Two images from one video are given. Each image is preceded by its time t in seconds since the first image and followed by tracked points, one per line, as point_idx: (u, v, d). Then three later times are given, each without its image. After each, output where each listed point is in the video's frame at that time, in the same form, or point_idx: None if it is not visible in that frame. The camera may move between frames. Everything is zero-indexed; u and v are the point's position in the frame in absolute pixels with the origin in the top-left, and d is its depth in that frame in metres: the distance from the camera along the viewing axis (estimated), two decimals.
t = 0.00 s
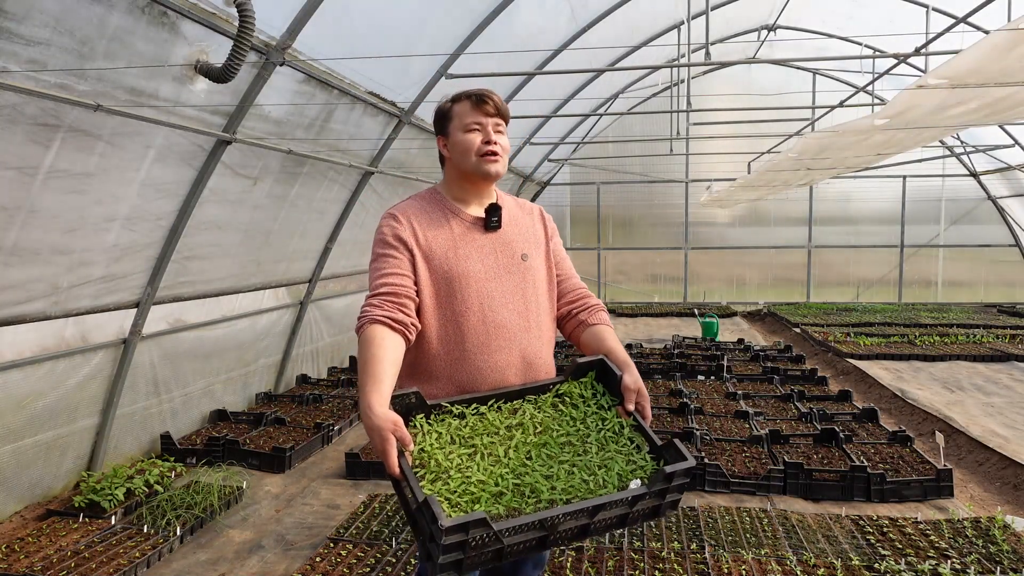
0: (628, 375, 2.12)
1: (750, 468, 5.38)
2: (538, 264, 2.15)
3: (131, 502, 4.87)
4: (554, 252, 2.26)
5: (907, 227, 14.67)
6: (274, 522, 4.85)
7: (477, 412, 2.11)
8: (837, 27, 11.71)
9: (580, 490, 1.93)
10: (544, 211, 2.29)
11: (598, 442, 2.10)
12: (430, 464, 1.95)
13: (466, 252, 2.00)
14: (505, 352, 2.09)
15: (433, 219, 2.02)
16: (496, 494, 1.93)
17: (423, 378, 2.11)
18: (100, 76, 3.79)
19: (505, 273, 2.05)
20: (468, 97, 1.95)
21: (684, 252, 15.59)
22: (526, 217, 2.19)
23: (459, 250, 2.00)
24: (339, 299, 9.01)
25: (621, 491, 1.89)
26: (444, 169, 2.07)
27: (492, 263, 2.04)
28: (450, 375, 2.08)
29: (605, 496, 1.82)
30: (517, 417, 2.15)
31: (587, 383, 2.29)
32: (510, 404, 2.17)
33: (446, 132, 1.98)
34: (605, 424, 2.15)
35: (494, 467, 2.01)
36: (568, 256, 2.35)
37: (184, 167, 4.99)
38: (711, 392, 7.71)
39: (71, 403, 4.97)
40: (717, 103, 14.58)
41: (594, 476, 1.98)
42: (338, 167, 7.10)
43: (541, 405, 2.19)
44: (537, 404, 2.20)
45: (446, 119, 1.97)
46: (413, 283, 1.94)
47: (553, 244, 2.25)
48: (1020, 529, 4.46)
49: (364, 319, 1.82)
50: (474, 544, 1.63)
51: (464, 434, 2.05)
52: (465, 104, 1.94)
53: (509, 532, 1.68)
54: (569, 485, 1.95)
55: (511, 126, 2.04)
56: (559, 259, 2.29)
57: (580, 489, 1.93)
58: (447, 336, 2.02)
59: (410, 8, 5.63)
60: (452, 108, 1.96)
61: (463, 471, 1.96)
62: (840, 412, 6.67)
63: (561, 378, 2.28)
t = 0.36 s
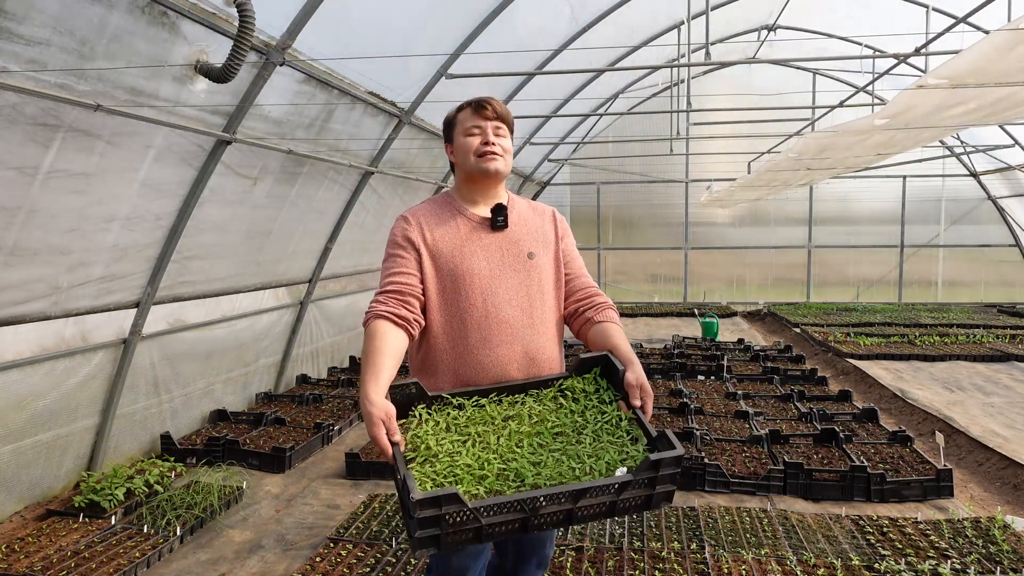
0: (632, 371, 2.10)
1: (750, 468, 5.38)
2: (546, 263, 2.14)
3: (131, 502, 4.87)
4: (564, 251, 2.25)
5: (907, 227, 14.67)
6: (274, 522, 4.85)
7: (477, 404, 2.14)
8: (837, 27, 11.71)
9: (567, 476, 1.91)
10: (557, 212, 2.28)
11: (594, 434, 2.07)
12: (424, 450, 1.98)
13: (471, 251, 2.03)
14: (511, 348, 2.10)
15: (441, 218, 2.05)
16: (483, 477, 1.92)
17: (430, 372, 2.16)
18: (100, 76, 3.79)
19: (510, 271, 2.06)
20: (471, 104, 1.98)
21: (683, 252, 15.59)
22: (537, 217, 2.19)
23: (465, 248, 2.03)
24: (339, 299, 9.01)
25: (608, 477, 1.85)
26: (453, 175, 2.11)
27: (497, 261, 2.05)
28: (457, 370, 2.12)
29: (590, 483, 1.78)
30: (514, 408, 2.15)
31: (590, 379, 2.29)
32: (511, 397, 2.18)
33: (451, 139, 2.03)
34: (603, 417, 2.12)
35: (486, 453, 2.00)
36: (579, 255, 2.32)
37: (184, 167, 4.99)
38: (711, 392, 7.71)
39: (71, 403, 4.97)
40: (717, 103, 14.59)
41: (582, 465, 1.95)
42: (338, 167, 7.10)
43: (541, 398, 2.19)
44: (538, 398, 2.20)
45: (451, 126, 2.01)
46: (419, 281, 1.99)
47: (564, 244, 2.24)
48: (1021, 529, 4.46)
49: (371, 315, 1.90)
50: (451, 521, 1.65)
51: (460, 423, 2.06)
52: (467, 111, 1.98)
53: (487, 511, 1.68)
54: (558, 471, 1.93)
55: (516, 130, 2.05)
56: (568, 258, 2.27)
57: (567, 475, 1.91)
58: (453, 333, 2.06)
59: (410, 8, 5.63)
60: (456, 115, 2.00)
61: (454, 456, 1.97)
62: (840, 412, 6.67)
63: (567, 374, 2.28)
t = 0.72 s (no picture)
0: (631, 373, 2.02)
1: (750, 468, 5.38)
2: (548, 266, 2.13)
3: (131, 503, 4.87)
4: (570, 255, 2.21)
5: (907, 227, 14.67)
6: (274, 522, 4.85)
7: (474, 403, 2.17)
8: (836, 27, 11.72)
9: (553, 480, 1.92)
10: (564, 215, 2.24)
11: (587, 438, 2.08)
12: (416, 446, 2.02)
13: (472, 253, 2.04)
14: (511, 350, 2.11)
15: (445, 222, 2.07)
16: (469, 478, 1.96)
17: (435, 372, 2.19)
18: (100, 76, 3.79)
19: (510, 274, 2.06)
20: (475, 112, 1.96)
21: (683, 252, 15.59)
22: (542, 220, 2.16)
23: (466, 250, 2.04)
24: (339, 299, 9.01)
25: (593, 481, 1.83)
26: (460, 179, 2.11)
27: (497, 264, 2.05)
28: (459, 370, 2.15)
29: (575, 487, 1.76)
30: (509, 408, 2.17)
31: (590, 382, 2.28)
32: (510, 398, 2.19)
33: (456, 145, 2.03)
34: (598, 421, 2.12)
35: (476, 454, 2.04)
36: (585, 257, 2.28)
37: (184, 167, 4.99)
38: (711, 392, 7.71)
39: (70, 403, 4.97)
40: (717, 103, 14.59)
41: (570, 469, 1.95)
42: (338, 167, 7.10)
43: (538, 400, 2.20)
44: (538, 399, 2.21)
45: (457, 132, 2.00)
46: (421, 282, 2.02)
47: (570, 248, 2.21)
48: (1020, 529, 4.46)
49: (373, 314, 1.95)
50: (433, 520, 1.66)
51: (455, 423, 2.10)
52: (471, 119, 1.96)
53: (469, 511, 1.68)
54: (544, 475, 1.94)
55: (523, 138, 2.02)
56: (573, 262, 2.22)
57: (553, 478, 1.92)
58: (454, 333, 2.08)
59: (410, 8, 5.63)
60: (460, 122, 1.99)
61: (444, 455, 2.01)
62: (840, 412, 6.67)
63: (567, 376, 2.27)
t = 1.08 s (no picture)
0: (630, 374, 2.07)
1: (749, 468, 5.38)
2: (545, 263, 2.14)
3: (131, 503, 4.87)
4: (564, 254, 2.24)
5: (907, 227, 14.67)
6: (274, 522, 4.85)
7: (474, 403, 2.15)
8: (836, 27, 11.71)
9: (561, 478, 1.90)
10: (558, 215, 2.27)
11: (591, 437, 2.07)
12: (417, 447, 1.98)
13: (469, 249, 2.04)
14: (509, 347, 2.11)
15: (440, 219, 2.08)
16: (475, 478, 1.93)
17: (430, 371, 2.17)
18: (100, 76, 3.79)
19: (507, 270, 2.06)
20: (469, 106, 1.99)
21: (683, 252, 15.59)
22: (537, 219, 2.19)
23: (462, 246, 2.04)
24: (339, 299, 9.01)
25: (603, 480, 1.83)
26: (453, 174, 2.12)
27: (494, 261, 2.06)
28: (455, 369, 2.13)
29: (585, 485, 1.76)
30: (510, 409, 2.15)
31: (589, 382, 2.29)
32: (509, 397, 2.19)
33: (450, 139, 2.04)
34: (600, 420, 2.12)
35: (479, 454, 2.02)
36: (579, 257, 2.31)
37: (184, 167, 4.99)
38: (711, 392, 7.71)
39: (70, 403, 4.97)
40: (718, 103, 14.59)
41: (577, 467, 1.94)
42: (339, 167, 7.10)
43: (539, 400, 2.20)
44: (537, 399, 2.21)
45: (450, 126, 2.02)
46: (417, 279, 2.01)
47: (565, 248, 2.24)
48: (1020, 529, 4.46)
49: (369, 311, 1.93)
50: (443, 520, 1.64)
51: (457, 423, 2.08)
52: (465, 112, 1.98)
53: (480, 512, 1.67)
54: (552, 473, 1.92)
55: (515, 131, 2.05)
56: (568, 261, 2.27)
57: (561, 476, 1.90)
58: (450, 331, 2.07)
59: (410, 8, 5.63)
60: (455, 116, 2.01)
61: (448, 456, 1.98)
62: (840, 412, 6.67)
63: (564, 377, 2.28)
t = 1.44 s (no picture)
0: (624, 366, 2.16)
1: (749, 468, 5.38)
2: (528, 262, 2.17)
3: (131, 503, 4.87)
4: (544, 253, 2.30)
5: (907, 227, 14.67)
6: (274, 522, 4.85)
7: (468, 406, 2.13)
8: (836, 27, 11.71)
9: (577, 466, 1.92)
10: (536, 216, 2.32)
11: (595, 427, 2.11)
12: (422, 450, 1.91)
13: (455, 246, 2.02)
14: (496, 346, 2.10)
15: (424, 216, 2.04)
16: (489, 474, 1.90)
17: (412, 373, 2.12)
18: (99, 76, 3.79)
19: (494, 268, 2.07)
20: (452, 100, 1.97)
21: (683, 252, 15.59)
22: (518, 218, 2.23)
23: (448, 244, 2.02)
24: (339, 299, 9.01)
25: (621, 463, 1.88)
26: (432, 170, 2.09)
27: (481, 258, 2.06)
28: (440, 371, 2.09)
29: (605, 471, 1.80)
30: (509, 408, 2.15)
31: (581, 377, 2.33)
32: (502, 399, 2.19)
33: (432, 134, 2.01)
34: (601, 412, 2.18)
35: (487, 451, 1.99)
36: (557, 257, 2.38)
37: (184, 167, 4.99)
38: (711, 392, 7.71)
39: (71, 403, 4.97)
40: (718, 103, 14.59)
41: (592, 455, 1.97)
42: (338, 166, 7.10)
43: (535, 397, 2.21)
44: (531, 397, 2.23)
45: (431, 120, 1.99)
46: (402, 276, 1.95)
47: (544, 248, 2.29)
48: (1020, 529, 4.46)
49: (354, 309, 1.83)
50: (467, 517, 1.62)
51: (457, 425, 2.04)
52: (448, 105, 1.96)
53: (506, 503, 1.67)
54: (566, 463, 1.93)
55: (498, 127, 2.05)
56: (550, 260, 2.34)
57: (577, 464, 1.92)
58: (436, 330, 2.03)
59: (410, 8, 5.63)
60: (437, 108, 1.98)
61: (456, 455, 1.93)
62: (840, 412, 6.67)
63: (551, 376, 2.32)
